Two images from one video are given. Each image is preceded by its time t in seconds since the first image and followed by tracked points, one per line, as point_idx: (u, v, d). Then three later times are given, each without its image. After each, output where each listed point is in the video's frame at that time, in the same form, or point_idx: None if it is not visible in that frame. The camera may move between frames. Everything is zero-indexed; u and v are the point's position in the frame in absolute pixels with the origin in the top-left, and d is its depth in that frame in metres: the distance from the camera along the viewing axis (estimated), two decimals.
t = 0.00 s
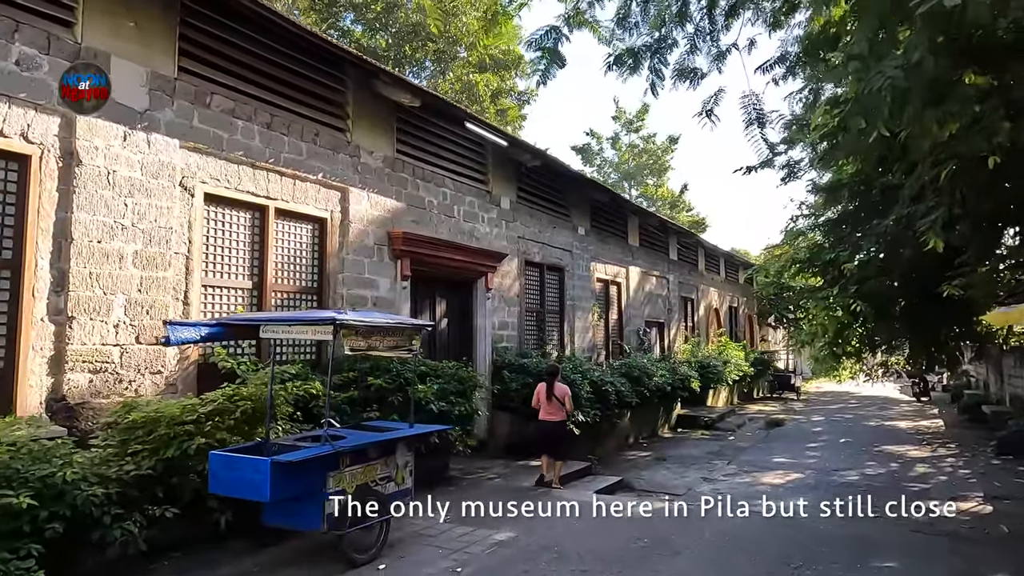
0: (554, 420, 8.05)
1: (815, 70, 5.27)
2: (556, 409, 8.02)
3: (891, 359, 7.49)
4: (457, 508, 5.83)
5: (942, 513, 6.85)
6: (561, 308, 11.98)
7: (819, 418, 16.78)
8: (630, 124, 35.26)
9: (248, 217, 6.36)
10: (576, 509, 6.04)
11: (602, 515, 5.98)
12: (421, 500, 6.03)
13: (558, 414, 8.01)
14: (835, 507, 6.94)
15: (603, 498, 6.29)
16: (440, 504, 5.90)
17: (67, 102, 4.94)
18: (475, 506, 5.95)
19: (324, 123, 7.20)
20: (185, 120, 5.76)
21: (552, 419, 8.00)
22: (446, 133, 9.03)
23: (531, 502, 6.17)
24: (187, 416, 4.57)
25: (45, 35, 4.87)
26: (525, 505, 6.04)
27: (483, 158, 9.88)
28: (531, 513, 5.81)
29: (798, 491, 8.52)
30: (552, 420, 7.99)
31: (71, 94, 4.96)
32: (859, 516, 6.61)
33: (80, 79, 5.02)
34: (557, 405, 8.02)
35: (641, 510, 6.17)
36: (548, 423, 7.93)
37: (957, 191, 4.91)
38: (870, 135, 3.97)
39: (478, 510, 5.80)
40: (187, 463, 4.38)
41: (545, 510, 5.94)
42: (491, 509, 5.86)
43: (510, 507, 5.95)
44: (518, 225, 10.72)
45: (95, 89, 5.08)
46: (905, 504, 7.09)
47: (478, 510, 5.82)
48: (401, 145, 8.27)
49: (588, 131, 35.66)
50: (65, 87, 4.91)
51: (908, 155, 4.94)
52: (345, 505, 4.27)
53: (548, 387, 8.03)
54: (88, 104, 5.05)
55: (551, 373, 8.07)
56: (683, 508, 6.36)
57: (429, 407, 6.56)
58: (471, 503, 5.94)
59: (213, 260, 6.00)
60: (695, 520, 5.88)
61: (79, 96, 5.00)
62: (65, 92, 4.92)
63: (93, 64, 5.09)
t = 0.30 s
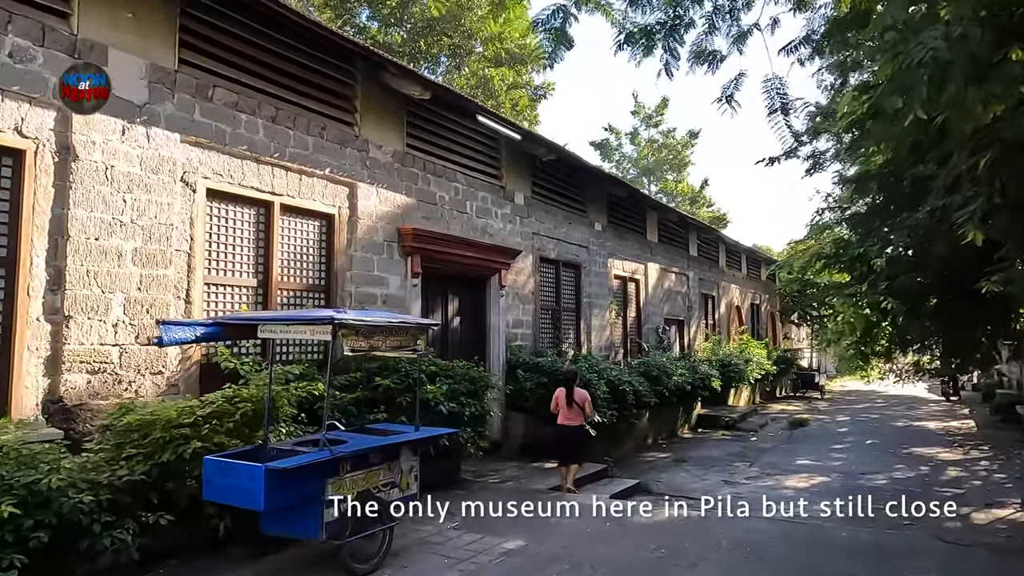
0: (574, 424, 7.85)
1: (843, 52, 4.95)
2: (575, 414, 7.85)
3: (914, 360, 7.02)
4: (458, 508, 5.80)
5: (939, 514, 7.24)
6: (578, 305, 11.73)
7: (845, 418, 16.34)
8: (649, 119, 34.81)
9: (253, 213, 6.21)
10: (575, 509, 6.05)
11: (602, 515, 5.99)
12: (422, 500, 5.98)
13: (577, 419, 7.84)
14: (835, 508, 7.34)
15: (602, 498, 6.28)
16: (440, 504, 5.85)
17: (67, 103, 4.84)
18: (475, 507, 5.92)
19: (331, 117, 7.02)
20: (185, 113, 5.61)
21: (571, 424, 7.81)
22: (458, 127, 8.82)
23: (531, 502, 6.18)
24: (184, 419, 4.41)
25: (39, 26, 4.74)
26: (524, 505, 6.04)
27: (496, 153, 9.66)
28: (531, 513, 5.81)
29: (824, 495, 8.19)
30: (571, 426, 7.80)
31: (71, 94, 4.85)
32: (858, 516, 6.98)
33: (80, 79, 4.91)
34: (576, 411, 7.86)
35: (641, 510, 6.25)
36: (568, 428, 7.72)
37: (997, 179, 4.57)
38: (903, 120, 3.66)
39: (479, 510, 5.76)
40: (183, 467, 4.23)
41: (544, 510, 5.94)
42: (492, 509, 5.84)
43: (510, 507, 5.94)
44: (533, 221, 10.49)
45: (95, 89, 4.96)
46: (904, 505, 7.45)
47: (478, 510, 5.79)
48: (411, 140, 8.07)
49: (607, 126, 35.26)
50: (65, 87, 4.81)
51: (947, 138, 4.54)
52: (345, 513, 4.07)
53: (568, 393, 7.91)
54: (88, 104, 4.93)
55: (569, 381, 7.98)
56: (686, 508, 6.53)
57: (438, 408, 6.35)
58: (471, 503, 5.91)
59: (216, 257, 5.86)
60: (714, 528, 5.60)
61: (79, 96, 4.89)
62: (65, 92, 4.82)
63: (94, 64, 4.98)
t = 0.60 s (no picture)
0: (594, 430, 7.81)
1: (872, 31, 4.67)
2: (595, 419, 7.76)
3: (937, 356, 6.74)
4: (458, 508, 5.69)
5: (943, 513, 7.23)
6: (591, 302, 11.50)
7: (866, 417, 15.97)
8: (664, 114, 34.43)
9: (257, 207, 6.06)
10: (575, 509, 5.93)
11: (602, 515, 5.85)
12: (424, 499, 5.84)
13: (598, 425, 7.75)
14: (836, 508, 7.35)
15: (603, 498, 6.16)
16: (439, 504, 5.69)
17: (67, 103, 4.70)
18: (475, 506, 5.79)
19: (337, 108, 6.85)
20: (186, 104, 5.46)
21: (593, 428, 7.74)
22: (468, 118, 8.62)
23: (531, 502, 6.05)
24: (181, 418, 4.24)
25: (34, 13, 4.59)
26: (524, 505, 5.92)
27: (507, 145, 9.45)
28: (531, 513, 5.69)
29: (847, 498, 7.91)
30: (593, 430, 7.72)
31: (71, 94, 4.72)
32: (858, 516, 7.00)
33: (80, 79, 4.77)
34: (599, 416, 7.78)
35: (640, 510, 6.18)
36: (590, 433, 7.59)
37: None
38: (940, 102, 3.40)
39: (479, 510, 5.65)
40: (181, 469, 4.05)
41: (545, 510, 5.83)
42: (491, 509, 5.72)
43: (510, 507, 5.82)
44: (545, 215, 10.27)
45: (95, 89, 4.82)
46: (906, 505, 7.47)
47: (478, 510, 5.67)
48: (420, 132, 7.88)
49: (621, 121, 34.92)
50: (65, 87, 4.68)
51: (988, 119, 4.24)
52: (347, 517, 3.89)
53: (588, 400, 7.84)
54: (89, 104, 4.80)
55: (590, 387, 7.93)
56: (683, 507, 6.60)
57: (448, 407, 6.16)
58: (471, 503, 5.78)
59: (218, 252, 5.71)
60: (735, 534, 5.36)
61: (79, 96, 4.76)
62: (65, 92, 4.69)
63: (94, 63, 4.84)
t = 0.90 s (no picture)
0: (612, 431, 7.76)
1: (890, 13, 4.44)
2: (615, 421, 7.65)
3: (954, 356, 6.43)
4: (458, 508, 5.65)
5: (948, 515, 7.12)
6: (597, 300, 11.28)
7: (878, 416, 15.68)
8: (670, 110, 34.12)
9: (251, 201, 5.87)
10: (575, 509, 5.86)
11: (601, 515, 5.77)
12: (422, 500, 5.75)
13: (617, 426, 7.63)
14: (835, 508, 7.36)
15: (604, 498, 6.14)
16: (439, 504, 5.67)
17: (67, 103, 4.62)
18: (475, 507, 5.74)
19: (335, 100, 6.65)
20: (176, 94, 5.28)
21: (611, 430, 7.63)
22: (470, 112, 8.41)
23: (531, 502, 5.99)
24: (166, 421, 4.05)
25: None
26: (524, 505, 5.85)
27: (511, 139, 9.24)
28: (531, 513, 5.63)
29: (860, 501, 7.67)
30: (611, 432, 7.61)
31: (71, 94, 4.63)
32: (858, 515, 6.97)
33: (80, 79, 4.69)
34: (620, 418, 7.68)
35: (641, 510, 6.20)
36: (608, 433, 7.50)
37: None
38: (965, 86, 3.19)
39: (479, 510, 5.60)
40: (166, 474, 3.86)
41: (545, 510, 5.77)
42: (491, 509, 5.66)
43: (510, 508, 5.77)
44: (550, 211, 10.06)
45: (95, 89, 4.75)
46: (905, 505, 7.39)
47: (478, 510, 5.63)
48: (421, 125, 7.68)
49: (628, 118, 34.63)
50: (65, 87, 4.60)
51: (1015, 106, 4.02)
52: (338, 525, 3.70)
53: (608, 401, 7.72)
54: (88, 104, 4.72)
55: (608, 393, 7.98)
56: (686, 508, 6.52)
57: (448, 407, 5.96)
58: (471, 503, 5.74)
59: (211, 248, 5.53)
60: (748, 542, 5.14)
61: (79, 96, 4.67)
62: (65, 92, 4.61)
63: (94, 64, 4.76)
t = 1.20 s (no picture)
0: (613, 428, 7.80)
1: None
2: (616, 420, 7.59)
3: (955, 353, 6.20)
4: (458, 507, 5.60)
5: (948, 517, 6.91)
6: (592, 297, 11.09)
7: (878, 416, 15.49)
8: (669, 108, 33.94)
9: (229, 194, 5.68)
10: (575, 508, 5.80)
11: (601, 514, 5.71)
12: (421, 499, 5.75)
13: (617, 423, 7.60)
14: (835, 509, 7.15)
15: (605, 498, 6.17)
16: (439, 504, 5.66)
17: (68, 103, 4.60)
18: (475, 507, 5.68)
19: (318, 90, 6.46)
20: (148, 81, 5.09)
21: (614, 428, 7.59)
22: (460, 104, 8.21)
23: (531, 502, 5.92)
24: (129, 421, 3.87)
25: None
26: (525, 505, 5.78)
27: (502, 133, 9.05)
28: (531, 513, 5.55)
29: (859, 503, 7.47)
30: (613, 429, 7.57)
31: (71, 94, 4.61)
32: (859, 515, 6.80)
33: (80, 79, 4.67)
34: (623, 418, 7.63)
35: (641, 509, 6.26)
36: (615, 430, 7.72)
37: None
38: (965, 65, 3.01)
39: (478, 510, 5.54)
40: (129, 476, 3.68)
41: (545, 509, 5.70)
42: (491, 509, 5.59)
43: (510, 508, 5.69)
44: (543, 206, 9.87)
45: (95, 89, 4.73)
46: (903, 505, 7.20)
47: (477, 510, 5.57)
48: (408, 117, 7.49)
49: (626, 116, 34.45)
50: (65, 87, 4.58)
51: None
52: (307, 531, 3.50)
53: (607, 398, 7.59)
54: (89, 104, 4.70)
55: (608, 390, 8.08)
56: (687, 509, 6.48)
57: (433, 407, 5.76)
58: (471, 503, 5.69)
59: (186, 241, 5.35)
60: (741, 546, 4.94)
61: (79, 96, 4.65)
62: (66, 92, 4.58)
63: (94, 63, 4.73)
